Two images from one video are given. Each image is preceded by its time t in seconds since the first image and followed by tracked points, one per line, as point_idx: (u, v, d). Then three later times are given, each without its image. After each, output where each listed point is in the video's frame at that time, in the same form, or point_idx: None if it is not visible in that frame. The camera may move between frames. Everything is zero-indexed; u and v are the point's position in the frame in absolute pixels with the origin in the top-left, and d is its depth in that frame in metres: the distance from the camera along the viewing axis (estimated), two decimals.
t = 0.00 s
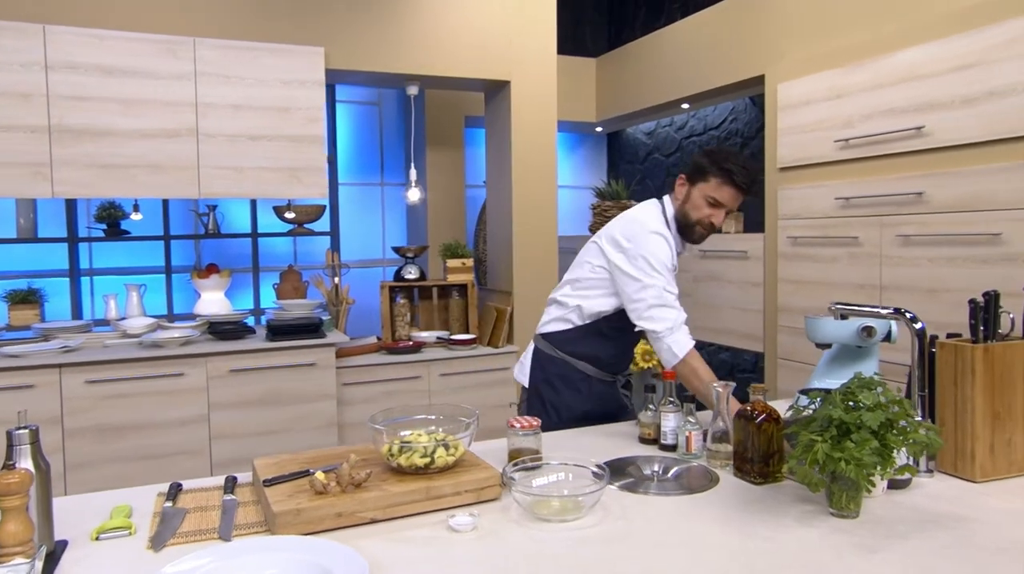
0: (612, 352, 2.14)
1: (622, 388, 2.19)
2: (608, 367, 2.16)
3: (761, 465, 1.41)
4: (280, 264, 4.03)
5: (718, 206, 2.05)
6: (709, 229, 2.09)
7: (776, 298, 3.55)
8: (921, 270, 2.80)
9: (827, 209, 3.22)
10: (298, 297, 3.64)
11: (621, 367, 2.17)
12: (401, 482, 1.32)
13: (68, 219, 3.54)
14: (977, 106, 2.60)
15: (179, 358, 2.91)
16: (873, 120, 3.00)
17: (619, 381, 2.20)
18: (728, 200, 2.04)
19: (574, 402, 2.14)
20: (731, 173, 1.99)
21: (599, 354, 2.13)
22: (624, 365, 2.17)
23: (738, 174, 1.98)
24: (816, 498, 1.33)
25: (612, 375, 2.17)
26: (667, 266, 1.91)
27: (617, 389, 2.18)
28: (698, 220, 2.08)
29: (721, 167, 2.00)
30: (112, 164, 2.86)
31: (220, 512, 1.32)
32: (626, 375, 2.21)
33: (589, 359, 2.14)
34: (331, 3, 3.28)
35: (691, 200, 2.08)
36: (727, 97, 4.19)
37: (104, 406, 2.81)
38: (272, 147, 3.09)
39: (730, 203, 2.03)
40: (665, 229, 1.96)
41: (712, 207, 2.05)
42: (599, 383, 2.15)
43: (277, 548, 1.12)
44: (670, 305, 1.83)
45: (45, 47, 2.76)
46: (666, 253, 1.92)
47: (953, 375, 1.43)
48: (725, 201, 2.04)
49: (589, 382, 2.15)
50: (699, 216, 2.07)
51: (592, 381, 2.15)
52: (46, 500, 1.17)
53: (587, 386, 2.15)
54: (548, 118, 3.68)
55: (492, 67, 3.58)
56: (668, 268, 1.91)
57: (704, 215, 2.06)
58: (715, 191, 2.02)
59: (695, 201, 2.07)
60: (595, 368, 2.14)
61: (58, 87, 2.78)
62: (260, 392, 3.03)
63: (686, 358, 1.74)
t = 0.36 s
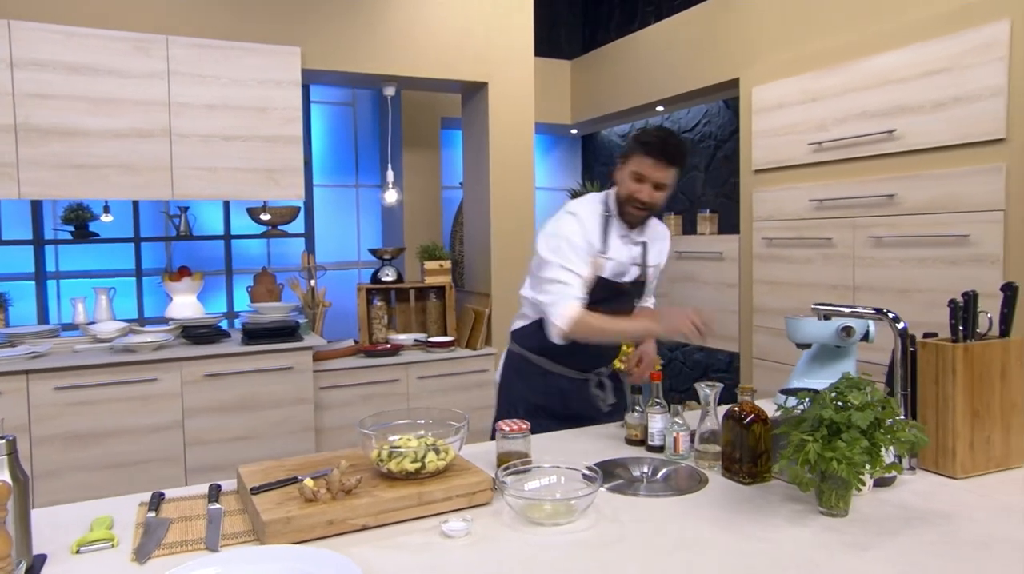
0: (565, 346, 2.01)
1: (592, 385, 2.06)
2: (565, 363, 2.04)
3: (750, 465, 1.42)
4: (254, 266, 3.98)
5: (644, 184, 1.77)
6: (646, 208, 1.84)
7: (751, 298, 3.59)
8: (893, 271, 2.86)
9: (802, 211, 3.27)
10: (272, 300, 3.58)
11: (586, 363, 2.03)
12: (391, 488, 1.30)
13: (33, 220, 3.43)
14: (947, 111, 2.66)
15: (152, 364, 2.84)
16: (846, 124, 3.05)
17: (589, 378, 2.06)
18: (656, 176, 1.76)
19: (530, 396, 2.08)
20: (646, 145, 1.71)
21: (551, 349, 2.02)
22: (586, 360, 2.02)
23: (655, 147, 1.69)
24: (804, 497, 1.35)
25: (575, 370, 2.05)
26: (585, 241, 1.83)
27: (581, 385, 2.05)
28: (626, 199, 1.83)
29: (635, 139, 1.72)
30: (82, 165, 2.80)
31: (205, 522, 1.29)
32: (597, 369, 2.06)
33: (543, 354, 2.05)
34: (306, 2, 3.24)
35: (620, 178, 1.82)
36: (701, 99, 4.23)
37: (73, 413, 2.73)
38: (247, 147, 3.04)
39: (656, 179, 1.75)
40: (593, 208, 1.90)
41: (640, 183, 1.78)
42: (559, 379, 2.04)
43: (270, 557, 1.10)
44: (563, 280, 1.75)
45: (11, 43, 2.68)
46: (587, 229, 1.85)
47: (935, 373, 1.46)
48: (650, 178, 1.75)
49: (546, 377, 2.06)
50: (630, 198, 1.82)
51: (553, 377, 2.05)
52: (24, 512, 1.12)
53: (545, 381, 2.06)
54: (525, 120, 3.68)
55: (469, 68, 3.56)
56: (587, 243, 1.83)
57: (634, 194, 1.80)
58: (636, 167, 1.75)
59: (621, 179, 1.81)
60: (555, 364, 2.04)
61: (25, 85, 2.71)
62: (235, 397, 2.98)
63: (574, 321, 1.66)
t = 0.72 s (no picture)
0: (447, 339, 1.93)
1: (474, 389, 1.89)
2: (449, 361, 1.93)
3: (737, 463, 1.44)
4: (230, 268, 3.93)
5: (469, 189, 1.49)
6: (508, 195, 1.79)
7: (728, 298, 3.63)
8: (867, 271, 2.91)
9: (778, 212, 3.31)
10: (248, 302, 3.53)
11: (467, 362, 1.89)
12: (381, 491, 1.29)
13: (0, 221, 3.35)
14: (917, 114, 2.71)
15: (126, 367, 2.79)
16: (820, 126, 3.10)
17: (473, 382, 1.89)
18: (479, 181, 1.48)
19: (424, 394, 2.00)
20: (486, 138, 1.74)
21: (439, 343, 1.96)
22: (464, 357, 1.89)
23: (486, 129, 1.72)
24: (791, 495, 1.36)
25: (460, 371, 1.91)
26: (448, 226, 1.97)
27: (464, 387, 1.90)
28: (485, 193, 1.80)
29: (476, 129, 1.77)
30: (55, 164, 2.76)
31: (189, 529, 1.26)
32: (479, 372, 1.88)
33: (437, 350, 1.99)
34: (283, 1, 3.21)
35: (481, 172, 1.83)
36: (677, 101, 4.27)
37: (45, 418, 2.67)
38: (225, 147, 3.03)
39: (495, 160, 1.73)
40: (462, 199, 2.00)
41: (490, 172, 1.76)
42: (444, 377, 1.94)
43: (260, 564, 1.08)
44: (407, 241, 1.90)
45: None
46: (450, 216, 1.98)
47: (914, 370, 1.48)
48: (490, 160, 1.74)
49: (436, 374, 1.97)
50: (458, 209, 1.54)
51: (440, 375, 1.95)
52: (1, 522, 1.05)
53: (433, 380, 1.97)
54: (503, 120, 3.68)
55: (448, 69, 3.55)
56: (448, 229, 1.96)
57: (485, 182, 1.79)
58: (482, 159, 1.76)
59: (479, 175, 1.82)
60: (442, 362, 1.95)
61: None
62: (212, 400, 2.94)
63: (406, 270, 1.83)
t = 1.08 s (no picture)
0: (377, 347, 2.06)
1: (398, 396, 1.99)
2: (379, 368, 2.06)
3: (732, 460, 1.45)
4: (213, 268, 3.85)
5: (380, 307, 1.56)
6: (426, 197, 1.85)
7: (714, 298, 3.66)
8: (852, 271, 2.94)
9: (763, 212, 3.34)
10: (232, 302, 3.50)
11: (391, 370, 2.01)
12: (377, 492, 1.28)
13: None
14: (901, 116, 2.75)
15: (110, 368, 2.75)
16: (805, 127, 3.13)
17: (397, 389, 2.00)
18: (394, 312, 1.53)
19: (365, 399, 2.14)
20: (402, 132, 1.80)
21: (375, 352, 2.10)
22: (389, 365, 2.01)
23: (401, 128, 1.79)
24: (786, 493, 1.37)
25: (387, 379, 2.03)
26: (376, 237, 2.09)
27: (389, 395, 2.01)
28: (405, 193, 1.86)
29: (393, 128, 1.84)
30: (36, 162, 2.71)
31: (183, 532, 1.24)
32: (401, 382, 1.98)
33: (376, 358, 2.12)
34: None
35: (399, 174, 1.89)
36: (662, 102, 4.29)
37: (26, 420, 2.62)
38: (210, 145, 2.99)
39: (412, 160, 1.79)
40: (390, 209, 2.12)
41: (408, 171, 1.83)
42: (375, 384, 2.07)
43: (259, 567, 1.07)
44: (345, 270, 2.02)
45: None
46: (379, 228, 2.10)
47: (904, 368, 1.50)
48: (407, 160, 1.80)
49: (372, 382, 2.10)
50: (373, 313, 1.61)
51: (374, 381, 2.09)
52: None
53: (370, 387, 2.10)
54: (490, 120, 3.67)
55: (435, 68, 3.54)
56: (376, 241, 2.09)
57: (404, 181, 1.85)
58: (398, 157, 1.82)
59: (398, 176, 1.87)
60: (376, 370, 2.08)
61: None
62: (197, 401, 2.90)
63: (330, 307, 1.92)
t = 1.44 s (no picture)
0: (334, 354, 1.87)
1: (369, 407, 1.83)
2: (336, 378, 1.87)
3: (737, 459, 1.45)
4: (207, 266, 3.82)
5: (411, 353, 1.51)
6: (393, 175, 1.79)
7: (710, 297, 3.67)
8: (850, 270, 2.95)
9: (760, 212, 3.35)
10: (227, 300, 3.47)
11: (358, 378, 1.85)
12: (384, 490, 1.28)
13: None
14: (899, 116, 2.76)
15: (106, 366, 2.73)
16: (803, 127, 3.14)
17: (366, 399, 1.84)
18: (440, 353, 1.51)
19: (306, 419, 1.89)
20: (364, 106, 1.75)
21: (325, 362, 1.90)
22: (355, 374, 1.84)
23: (366, 101, 1.74)
24: (791, 491, 1.38)
25: (348, 389, 1.86)
26: (328, 237, 1.88)
27: (354, 406, 1.84)
28: (369, 173, 1.79)
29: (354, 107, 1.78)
30: (31, 158, 2.69)
31: (188, 531, 1.24)
32: (372, 388, 1.84)
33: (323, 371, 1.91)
34: None
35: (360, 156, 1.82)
36: (658, 101, 4.29)
37: (21, 419, 2.60)
38: (207, 142, 2.97)
39: (378, 134, 1.74)
40: (339, 205, 1.93)
41: (373, 148, 1.77)
42: (332, 397, 1.86)
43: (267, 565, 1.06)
44: (298, 276, 1.81)
45: None
46: (330, 227, 1.89)
47: (908, 367, 1.51)
48: (373, 135, 1.75)
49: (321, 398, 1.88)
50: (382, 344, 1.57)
51: (327, 396, 1.88)
52: None
53: (320, 403, 1.88)
54: (488, 118, 3.67)
55: (433, 66, 3.53)
56: (329, 240, 1.88)
57: (369, 160, 1.78)
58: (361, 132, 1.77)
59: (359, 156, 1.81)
60: (330, 383, 1.88)
61: None
62: (194, 400, 2.89)
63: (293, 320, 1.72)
